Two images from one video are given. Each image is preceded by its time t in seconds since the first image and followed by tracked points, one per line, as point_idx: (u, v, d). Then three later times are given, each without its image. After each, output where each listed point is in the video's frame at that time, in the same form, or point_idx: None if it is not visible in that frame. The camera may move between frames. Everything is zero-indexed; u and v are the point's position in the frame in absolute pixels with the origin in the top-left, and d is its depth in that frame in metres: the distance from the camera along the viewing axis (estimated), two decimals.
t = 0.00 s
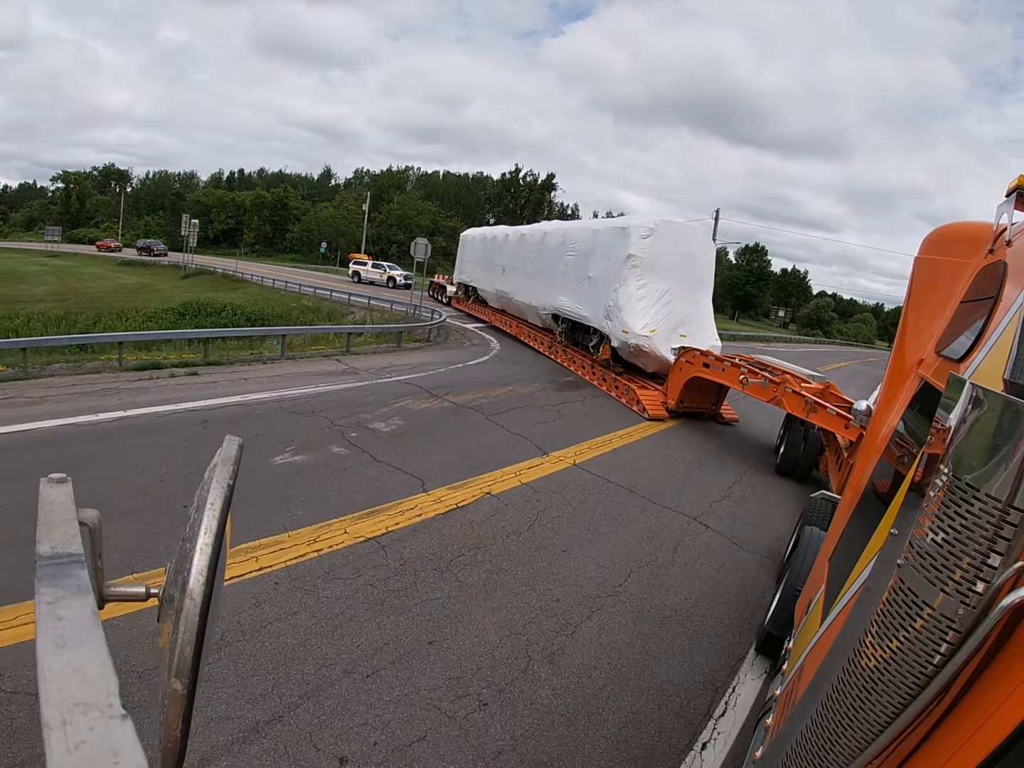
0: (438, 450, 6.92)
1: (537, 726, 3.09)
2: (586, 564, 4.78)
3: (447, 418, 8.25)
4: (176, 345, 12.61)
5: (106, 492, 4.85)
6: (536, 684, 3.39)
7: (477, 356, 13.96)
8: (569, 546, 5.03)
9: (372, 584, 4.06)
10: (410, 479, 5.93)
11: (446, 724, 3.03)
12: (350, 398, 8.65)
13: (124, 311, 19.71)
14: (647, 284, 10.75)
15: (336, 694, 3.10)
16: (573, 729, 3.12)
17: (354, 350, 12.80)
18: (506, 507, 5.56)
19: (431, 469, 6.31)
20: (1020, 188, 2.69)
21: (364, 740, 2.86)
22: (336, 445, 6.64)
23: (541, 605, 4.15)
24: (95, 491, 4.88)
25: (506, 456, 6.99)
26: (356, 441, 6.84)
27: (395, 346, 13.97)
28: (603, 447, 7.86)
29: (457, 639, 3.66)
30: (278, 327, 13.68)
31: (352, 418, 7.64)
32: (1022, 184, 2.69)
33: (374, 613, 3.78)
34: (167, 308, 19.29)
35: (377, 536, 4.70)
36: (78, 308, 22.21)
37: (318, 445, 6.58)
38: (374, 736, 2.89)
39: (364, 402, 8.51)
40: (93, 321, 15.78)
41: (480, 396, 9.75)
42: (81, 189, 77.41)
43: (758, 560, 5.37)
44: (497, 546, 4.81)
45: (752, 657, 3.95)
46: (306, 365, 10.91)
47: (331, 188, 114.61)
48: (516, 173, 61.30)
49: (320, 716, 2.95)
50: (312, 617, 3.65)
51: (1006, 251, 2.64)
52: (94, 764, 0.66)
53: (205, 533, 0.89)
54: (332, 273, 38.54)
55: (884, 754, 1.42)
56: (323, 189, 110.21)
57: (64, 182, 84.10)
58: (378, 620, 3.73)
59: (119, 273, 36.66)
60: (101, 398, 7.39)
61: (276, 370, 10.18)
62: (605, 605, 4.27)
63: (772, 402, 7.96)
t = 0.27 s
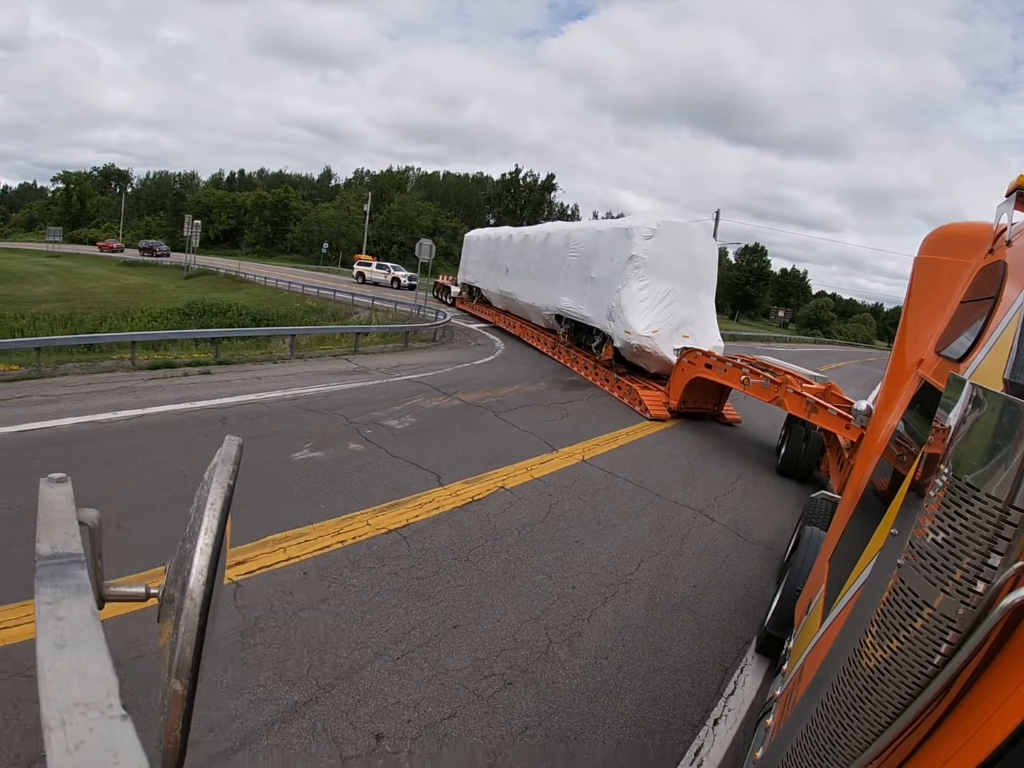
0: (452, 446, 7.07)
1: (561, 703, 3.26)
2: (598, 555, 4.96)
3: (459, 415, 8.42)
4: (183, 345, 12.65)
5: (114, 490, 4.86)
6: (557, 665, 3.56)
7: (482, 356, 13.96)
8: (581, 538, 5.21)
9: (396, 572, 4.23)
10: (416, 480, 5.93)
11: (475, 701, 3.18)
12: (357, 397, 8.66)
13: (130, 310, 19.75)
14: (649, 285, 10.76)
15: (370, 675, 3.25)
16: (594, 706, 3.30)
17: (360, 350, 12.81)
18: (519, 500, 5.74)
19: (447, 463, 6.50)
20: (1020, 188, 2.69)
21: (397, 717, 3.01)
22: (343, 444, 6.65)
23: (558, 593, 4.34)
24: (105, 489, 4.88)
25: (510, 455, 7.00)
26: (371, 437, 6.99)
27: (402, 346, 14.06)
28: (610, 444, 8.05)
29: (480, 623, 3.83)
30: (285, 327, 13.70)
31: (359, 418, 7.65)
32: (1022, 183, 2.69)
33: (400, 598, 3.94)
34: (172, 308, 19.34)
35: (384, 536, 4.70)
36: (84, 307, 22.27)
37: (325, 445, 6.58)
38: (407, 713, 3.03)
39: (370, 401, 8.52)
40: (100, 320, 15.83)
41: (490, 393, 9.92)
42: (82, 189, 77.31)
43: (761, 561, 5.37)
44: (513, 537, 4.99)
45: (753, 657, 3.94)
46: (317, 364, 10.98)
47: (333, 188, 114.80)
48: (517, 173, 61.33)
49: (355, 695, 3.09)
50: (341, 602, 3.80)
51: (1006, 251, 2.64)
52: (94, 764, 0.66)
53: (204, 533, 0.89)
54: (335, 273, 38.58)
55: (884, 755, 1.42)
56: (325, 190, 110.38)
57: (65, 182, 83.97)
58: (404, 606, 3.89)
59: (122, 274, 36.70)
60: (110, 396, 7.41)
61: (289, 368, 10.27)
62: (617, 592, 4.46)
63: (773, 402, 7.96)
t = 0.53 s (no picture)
0: (465, 442, 7.27)
1: (582, 681, 3.46)
2: (609, 545, 5.17)
3: (470, 413, 8.61)
4: (190, 345, 12.70)
5: (122, 489, 4.88)
6: (576, 646, 3.77)
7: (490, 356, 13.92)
8: (592, 530, 5.42)
9: (419, 561, 4.44)
10: (422, 480, 5.93)
11: (500, 681, 3.36)
12: (363, 397, 8.66)
13: (135, 310, 19.77)
14: (652, 286, 10.76)
15: (401, 656, 3.45)
16: (613, 683, 3.50)
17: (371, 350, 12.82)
18: (532, 493, 5.96)
19: (461, 458, 6.74)
20: (1020, 188, 2.68)
21: (429, 695, 3.19)
22: (349, 444, 6.66)
23: (573, 580, 4.54)
24: (114, 489, 4.90)
25: (514, 454, 7.01)
26: (386, 433, 7.20)
27: (409, 345, 14.14)
28: (617, 441, 8.25)
29: (502, 608, 4.03)
30: (291, 327, 13.71)
31: (366, 418, 7.66)
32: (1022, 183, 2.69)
33: (425, 585, 4.15)
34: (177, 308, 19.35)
35: (389, 537, 4.70)
36: (89, 307, 22.31)
37: (331, 445, 6.58)
38: (438, 691, 3.22)
39: (377, 400, 8.54)
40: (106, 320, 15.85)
41: (498, 391, 10.05)
42: (83, 190, 77.35)
43: (763, 561, 5.37)
44: (528, 529, 5.20)
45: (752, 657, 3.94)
46: (327, 363, 11.04)
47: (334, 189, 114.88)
48: (518, 173, 61.33)
49: (387, 676, 3.27)
50: (369, 589, 4.00)
51: (1007, 251, 2.64)
52: (95, 764, 0.66)
53: (205, 533, 0.89)
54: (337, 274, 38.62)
55: (884, 755, 1.43)
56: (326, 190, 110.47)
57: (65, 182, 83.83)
58: (428, 592, 4.09)
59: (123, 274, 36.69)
60: (120, 396, 7.42)
61: (302, 366, 10.33)
62: (629, 580, 4.66)
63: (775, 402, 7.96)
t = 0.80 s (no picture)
0: (479, 439, 7.44)
1: (600, 661, 3.66)
2: (619, 536, 5.36)
3: (479, 410, 8.70)
4: (195, 344, 12.70)
5: (130, 489, 4.88)
6: (592, 629, 3.96)
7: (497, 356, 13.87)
8: (602, 522, 5.61)
9: (440, 550, 4.63)
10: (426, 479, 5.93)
11: (522, 662, 3.55)
12: (369, 396, 8.66)
13: (139, 309, 19.77)
14: (654, 286, 10.76)
15: (429, 638, 3.63)
16: (629, 663, 3.70)
17: (380, 350, 12.78)
18: (544, 487, 6.14)
19: (474, 452, 6.90)
20: (1019, 188, 2.68)
21: (457, 675, 3.37)
22: (355, 444, 6.65)
23: (586, 568, 4.74)
24: (123, 488, 4.90)
25: (518, 453, 7.01)
26: (401, 429, 7.35)
27: (414, 344, 14.18)
28: (623, 436, 8.42)
29: (521, 594, 4.22)
30: (296, 327, 13.71)
31: (371, 417, 7.65)
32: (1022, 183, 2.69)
33: (447, 572, 4.34)
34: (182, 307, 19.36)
35: (393, 538, 4.69)
36: (94, 307, 22.30)
37: (337, 444, 6.58)
38: (466, 671, 3.40)
39: (383, 398, 8.54)
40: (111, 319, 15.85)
41: (505, 389, 10.10)
42: (85, 190, 77.36)
43: (765, 561, 5.37)
44: (541, 520, 5.40)
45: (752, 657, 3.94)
46: (334, 361, 11.08)
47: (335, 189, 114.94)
48: (520, 172, 61.28)
49: (416, 657, 3.44)
50: (394, 576, 4.18)
51: (1006, 251, 2.64)
52: (94, 764, 0.66)
53: (205, 534, 0.89)
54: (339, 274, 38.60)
55: (884, 755, 1.43)
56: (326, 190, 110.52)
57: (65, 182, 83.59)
58: (451, 579, 4.28)
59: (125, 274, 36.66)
60: (128, 395, 7.41)
61: (308, 365, 10.32)
62: (639, 569, 4.87)
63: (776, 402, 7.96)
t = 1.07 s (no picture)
0: (488, 435, 7.47)
1: (616, 643, 3.83)
2: (630, 529, 5.52)
3: (488, 408, 8.72)
4: (203, 344, 12.70)
5: (139, 487, 4.88)
6: (607, 613, 4.14)
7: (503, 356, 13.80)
8: (613, 514, 5.77)
9: (460, 540, 4.78)
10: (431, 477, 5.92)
11: (543, 643, 3.72)
12: (378, 394, 8.65)
13: (144, 309, 19.76)
14: (656, 287, 10.76)
15: (453, 622, 3.77)
16: (644, 645, 3.89)
17: (388, 350, 12.70)
18: (555, 481, 6.30)
19: (479, 451, 6.90)
20: (1019, 188, 2.68)
21: (483, 655, 3.52)
22: (361, 442, 6.65)
23: (599, 556, 4.93)
24: (132, 486, 4.90)
25: (523, 452, 7.01)
26: (416, 426, 7.42)
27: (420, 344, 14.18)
28: (630, 432, 8.57)
29: (538, 581, 4.39)
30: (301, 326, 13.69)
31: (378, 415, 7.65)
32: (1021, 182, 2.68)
33: (467, 561, 4.49)
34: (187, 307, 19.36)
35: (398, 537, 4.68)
36: (99, 307, 22.30)
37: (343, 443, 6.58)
38: (491, 652, 3.55)
39: (390, 397, 8.53)
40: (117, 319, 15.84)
41: (513, 388, 10.12)
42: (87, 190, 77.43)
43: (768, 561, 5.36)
44: (554, 512, 5.57)
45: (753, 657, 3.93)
46: (343, 360, 11.08)
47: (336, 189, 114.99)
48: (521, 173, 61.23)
49: (444, 640, 3.59)
50: (417, 565, 4.32)
51: (1006, 251, 2.64)
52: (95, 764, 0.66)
53: (205, 534, 0.89)
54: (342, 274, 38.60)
55: (884, 755, 1.43)
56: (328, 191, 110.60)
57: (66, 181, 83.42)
58: (471, 568, 4.44)
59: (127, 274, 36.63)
60: (139, 393, 7.41)
61: (319, 364, 10.33)
62: (649, 558, 5.05)
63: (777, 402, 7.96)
